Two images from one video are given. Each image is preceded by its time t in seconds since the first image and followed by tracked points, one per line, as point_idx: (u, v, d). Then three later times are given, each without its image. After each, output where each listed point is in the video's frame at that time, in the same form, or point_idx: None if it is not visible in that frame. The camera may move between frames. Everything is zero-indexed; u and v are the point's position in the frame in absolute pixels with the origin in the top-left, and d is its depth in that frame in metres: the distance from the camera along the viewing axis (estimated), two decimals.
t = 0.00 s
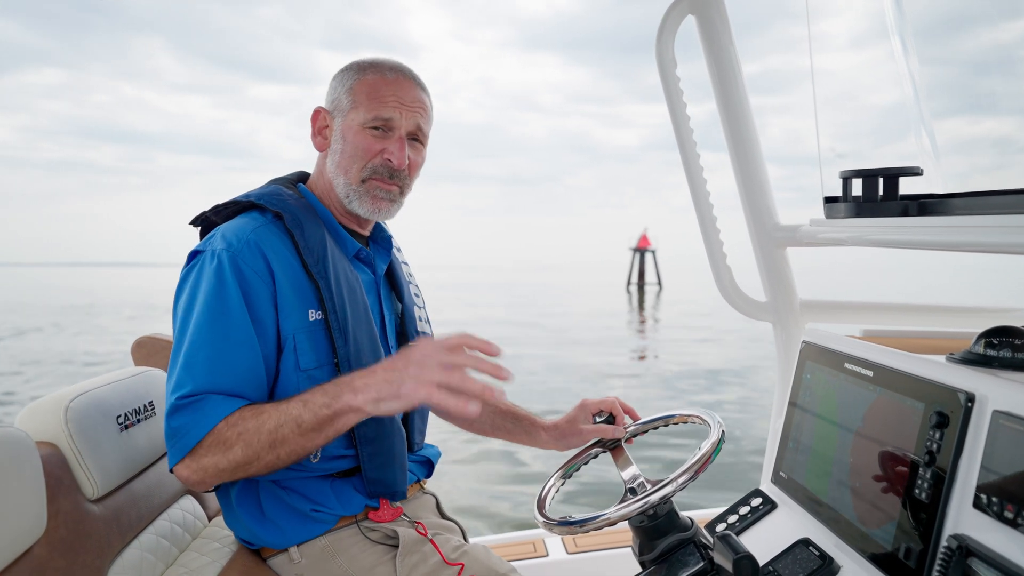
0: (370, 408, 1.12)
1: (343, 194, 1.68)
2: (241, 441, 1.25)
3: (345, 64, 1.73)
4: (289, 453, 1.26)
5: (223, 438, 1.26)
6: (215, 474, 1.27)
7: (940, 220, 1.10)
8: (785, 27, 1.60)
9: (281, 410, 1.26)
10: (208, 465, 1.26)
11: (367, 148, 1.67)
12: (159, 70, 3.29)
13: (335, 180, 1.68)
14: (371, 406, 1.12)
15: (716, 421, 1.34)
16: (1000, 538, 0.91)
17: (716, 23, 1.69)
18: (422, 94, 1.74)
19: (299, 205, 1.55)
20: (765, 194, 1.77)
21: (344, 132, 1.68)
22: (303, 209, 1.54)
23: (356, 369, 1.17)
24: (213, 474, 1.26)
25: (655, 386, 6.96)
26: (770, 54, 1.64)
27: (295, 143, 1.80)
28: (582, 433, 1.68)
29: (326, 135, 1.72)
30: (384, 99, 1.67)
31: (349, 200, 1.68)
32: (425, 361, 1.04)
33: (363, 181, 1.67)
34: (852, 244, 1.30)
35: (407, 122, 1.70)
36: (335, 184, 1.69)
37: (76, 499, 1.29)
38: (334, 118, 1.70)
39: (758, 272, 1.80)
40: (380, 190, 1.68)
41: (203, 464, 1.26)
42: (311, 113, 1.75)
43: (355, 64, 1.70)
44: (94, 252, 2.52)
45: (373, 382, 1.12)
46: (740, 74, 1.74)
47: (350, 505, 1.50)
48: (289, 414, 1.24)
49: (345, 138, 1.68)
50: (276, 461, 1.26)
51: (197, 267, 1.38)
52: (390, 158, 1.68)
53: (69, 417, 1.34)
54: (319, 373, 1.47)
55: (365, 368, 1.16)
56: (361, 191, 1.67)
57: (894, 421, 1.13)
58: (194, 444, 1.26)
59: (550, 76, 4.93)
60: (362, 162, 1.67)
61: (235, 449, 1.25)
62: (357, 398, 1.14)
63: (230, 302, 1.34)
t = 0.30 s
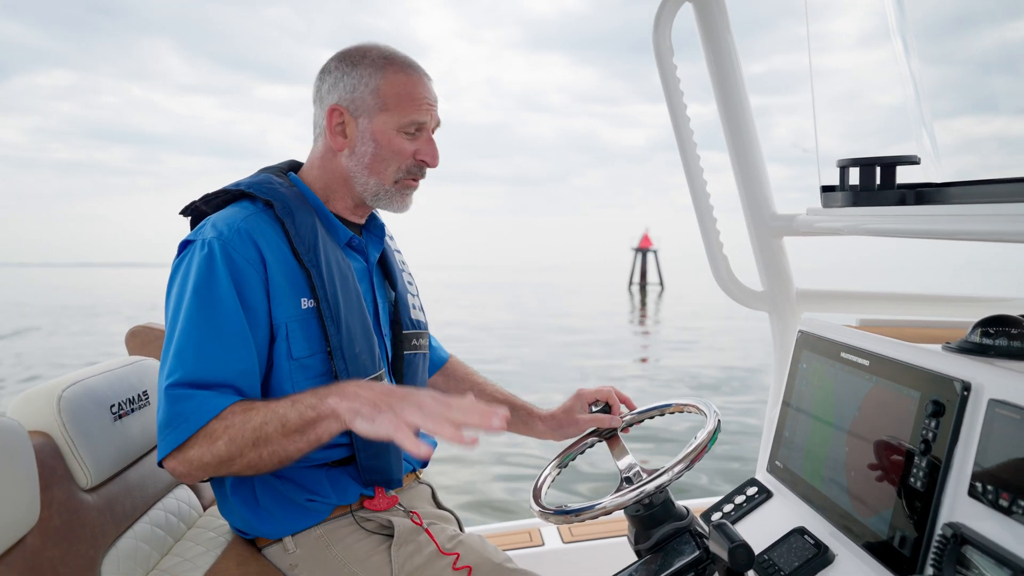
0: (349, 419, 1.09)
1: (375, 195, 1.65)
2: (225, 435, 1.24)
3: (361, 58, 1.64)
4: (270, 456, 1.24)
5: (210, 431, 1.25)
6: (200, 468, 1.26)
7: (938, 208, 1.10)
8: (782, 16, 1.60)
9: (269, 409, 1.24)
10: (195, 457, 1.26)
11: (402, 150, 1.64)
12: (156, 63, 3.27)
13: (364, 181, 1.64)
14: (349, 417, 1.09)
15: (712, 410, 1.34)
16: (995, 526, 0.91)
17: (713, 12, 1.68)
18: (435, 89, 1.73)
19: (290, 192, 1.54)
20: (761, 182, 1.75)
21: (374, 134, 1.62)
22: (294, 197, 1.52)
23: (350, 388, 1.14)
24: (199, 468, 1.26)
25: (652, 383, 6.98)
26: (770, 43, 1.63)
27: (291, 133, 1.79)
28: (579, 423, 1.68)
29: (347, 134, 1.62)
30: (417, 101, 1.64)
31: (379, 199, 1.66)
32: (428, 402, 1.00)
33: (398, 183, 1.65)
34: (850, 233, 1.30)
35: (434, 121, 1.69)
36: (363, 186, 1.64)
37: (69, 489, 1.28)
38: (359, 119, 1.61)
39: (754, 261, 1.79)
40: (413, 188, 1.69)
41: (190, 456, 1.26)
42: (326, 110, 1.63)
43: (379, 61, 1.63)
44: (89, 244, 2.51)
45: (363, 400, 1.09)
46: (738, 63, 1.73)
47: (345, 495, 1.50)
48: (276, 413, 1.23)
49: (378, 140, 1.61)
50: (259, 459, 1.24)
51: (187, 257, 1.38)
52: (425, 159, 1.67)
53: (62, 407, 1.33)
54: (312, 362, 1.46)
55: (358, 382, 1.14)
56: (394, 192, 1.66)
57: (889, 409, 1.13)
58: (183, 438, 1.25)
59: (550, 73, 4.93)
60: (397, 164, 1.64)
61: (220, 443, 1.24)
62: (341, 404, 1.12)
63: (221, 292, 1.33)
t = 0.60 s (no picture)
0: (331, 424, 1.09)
1: (342, 174, 1.66)
2: (214, 437, 1.25)
3: (338, 40, 1.70)
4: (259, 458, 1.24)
5: (199, 432, 1.26)
6: (191, 468, 1.27)
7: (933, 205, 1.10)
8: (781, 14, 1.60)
9: (255, 410, 1.25)
10: (186, 457, 1.26)
11: (367, 126, 1.66)
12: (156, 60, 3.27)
13: (333, 161, 1.66)
14: (332, 423, 1.09)
15: (708, 405, 1.35)
16: (988, 520, 0.91)
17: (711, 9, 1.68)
18: (416, 72, 1.73)
19: (287, 190, 1.54)
20: (759, 178, 1.76)
21: (342, 111, 1.66)
22: (290, 194, 1.53)
23: (332, 391, 1.13)
24: (192, 466, 1.27)
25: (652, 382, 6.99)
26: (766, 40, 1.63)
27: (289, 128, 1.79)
28: (576, 418, 1.68)
29: (320, 115, 1.68)
30: (383, 76, 1.66)
31: (348, 179, 1.67)
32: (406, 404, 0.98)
33: (363, 160, 1.66)
34: (846, 230, 1.30)
35: (406, 99, 1.69)
36: (334, 166, 1.67)
37: (67, 483, 1.29)
38: (329, 97, 1.67)
39: (751, 257, 1.80)
40: (381, 167, 1.68)
41: (181, 456, 1.27)
42: (302, 92, 1.71)
43: (351, 41, 1.68)
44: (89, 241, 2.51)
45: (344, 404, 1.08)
46: (735, 59, 1.73)
47: (341, 490, 1.51)
48: (261, 415, 1.23)
49: (343, 116, 1.65)
50: (248, 461, 1.25)
51: (182, 254, 1.38)
52: (391, 135, 1.68)
53: (60, 401, 1.33)
54: (308, 360, 1.46)
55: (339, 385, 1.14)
56: (360, 170, 1.66)
57: (884, 406, 1.14)
58: (176, 437, 1.26)
59: (552, 71, 4.93)
60: (362, 140, 1.65)
61: (208, 444, 1.25)
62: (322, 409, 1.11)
63: (214, 289, 1.33)
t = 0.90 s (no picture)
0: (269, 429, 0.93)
1: (330, 175, 1.67)
2: (190, 442, 1.21)
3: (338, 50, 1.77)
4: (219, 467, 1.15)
5: (180, 435, 1.23)
6: (174, 470, 1.23)
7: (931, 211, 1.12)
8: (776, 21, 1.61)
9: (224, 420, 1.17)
10: (170, 459, 1.24)
11: (354, 128, 1.69)
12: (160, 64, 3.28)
13: (322, 161, 1.69)
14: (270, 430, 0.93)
15: (708, 409, 1.36)
16: (986, 525, 0.92)
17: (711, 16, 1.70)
18: (410, 76, 1.75)
19: (291, 194, 1.56)
20: (758, 184, 1.77)
21: (331, 114, 1.70)
22: (294, 199, 1.54)
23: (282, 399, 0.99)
24: (175, 470, 1.23)
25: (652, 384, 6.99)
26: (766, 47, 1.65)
27: (291, 133, 1.80)
28: (576, 423, 1.69)
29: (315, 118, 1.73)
30: (370, 79, 1.69)
31: (337, 181, 1.68)
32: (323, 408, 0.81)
33: (350, 162, 1.67)
34: (844, 236, 1.31)
35: (393, 102, 1.71)
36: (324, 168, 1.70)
37: (72, 486, 1.29)
38: (323, 102, 1.72)
39: (750, 262, 1.81)
40: (367, 168, 1.68)
41: (168, 459, 1.24)
42: (303, 98, 1.78)
43: (346, 48, 1.73)
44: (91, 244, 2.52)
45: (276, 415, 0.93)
46: (735, 64, 1.74)
47: (344, 495, 1.51)
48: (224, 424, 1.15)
49: (332, 119, 1.69)
50: (214, 472, 1.16)
51: (186, 254, 1.39)
52: (375, 138, 1.70)
53: (65, 404, 1.34)
54: (308, 362, 1.47)
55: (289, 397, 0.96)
56: (347, 171, 1.66)
57: (884, 409, 1.15)
58: (161, 436, 1.25)
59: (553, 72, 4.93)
60: (347, 143, 1.68)
61: (186, 448, 1.21)
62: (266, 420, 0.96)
63: (212, 290, 1.34)
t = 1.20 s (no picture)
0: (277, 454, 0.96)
1: (334, 189, 1.68)
2: (194, 459, 1.22)
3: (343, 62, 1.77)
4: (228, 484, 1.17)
5: (184, 453, 1.24)
6: (177, 486, 1.25)
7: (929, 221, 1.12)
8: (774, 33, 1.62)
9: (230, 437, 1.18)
10: (175, 476, 1.25)
11: (357, 142, 1.69)
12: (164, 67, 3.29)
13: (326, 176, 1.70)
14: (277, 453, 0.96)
15: (708, 419, 1.36)
16: (987, 535, 0.92)
17: (709, 28, 1.71)
18: (414, 89, 1.75)
19: (295, 206, 1.56)
20: (757, 195, 1.77)
21: (335, 128, 1.70)
22: (299, 211, 1.55)
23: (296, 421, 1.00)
24: (179, 485, 1.24)
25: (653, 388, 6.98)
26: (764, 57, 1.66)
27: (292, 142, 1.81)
28: (576, 433, 1.68)
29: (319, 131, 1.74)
30: (374, 94, 1.69)
31: (341, 195, 1.69)
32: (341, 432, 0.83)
33: (353, 176, 1.68)
34: (844, 246, 1.32)
35: (397, 116, 1.71)
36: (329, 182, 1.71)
37: (72, 496, 1.29)
38: (328, 115, 1.73)
39: (750, 272, 1.81)
40: (371, 183, 1.68)
41: (171, 474, 1.25)
42: (308, 111, 1.79)
43: (350, 61, 1.73)
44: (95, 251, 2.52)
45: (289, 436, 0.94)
46: (733, 74, 1.75)
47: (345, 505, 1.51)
48: (231, 443, 1.16)
49: (336, 133, 1.70)
50: (219, 488, 1.19)
51: (192, 268, 1.40)
52: (379, 152, 1.70)
53: (66, 414, 1.34)
54: (313, 375, 1.47)
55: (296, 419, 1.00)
56: (350, 186, 1.68)
57: (884, 420, 1.15)
58: (168, 449, 1.25)
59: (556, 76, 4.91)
60: (351, 157, 1.68)
61: (190, 465, 1.22)
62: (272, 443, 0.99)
63: (219, 303, 1.34)
